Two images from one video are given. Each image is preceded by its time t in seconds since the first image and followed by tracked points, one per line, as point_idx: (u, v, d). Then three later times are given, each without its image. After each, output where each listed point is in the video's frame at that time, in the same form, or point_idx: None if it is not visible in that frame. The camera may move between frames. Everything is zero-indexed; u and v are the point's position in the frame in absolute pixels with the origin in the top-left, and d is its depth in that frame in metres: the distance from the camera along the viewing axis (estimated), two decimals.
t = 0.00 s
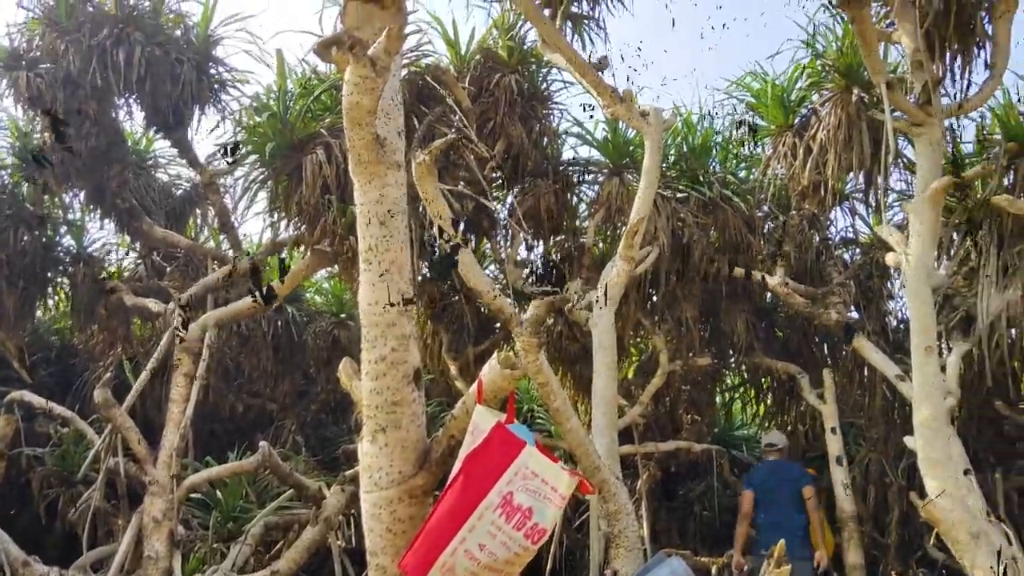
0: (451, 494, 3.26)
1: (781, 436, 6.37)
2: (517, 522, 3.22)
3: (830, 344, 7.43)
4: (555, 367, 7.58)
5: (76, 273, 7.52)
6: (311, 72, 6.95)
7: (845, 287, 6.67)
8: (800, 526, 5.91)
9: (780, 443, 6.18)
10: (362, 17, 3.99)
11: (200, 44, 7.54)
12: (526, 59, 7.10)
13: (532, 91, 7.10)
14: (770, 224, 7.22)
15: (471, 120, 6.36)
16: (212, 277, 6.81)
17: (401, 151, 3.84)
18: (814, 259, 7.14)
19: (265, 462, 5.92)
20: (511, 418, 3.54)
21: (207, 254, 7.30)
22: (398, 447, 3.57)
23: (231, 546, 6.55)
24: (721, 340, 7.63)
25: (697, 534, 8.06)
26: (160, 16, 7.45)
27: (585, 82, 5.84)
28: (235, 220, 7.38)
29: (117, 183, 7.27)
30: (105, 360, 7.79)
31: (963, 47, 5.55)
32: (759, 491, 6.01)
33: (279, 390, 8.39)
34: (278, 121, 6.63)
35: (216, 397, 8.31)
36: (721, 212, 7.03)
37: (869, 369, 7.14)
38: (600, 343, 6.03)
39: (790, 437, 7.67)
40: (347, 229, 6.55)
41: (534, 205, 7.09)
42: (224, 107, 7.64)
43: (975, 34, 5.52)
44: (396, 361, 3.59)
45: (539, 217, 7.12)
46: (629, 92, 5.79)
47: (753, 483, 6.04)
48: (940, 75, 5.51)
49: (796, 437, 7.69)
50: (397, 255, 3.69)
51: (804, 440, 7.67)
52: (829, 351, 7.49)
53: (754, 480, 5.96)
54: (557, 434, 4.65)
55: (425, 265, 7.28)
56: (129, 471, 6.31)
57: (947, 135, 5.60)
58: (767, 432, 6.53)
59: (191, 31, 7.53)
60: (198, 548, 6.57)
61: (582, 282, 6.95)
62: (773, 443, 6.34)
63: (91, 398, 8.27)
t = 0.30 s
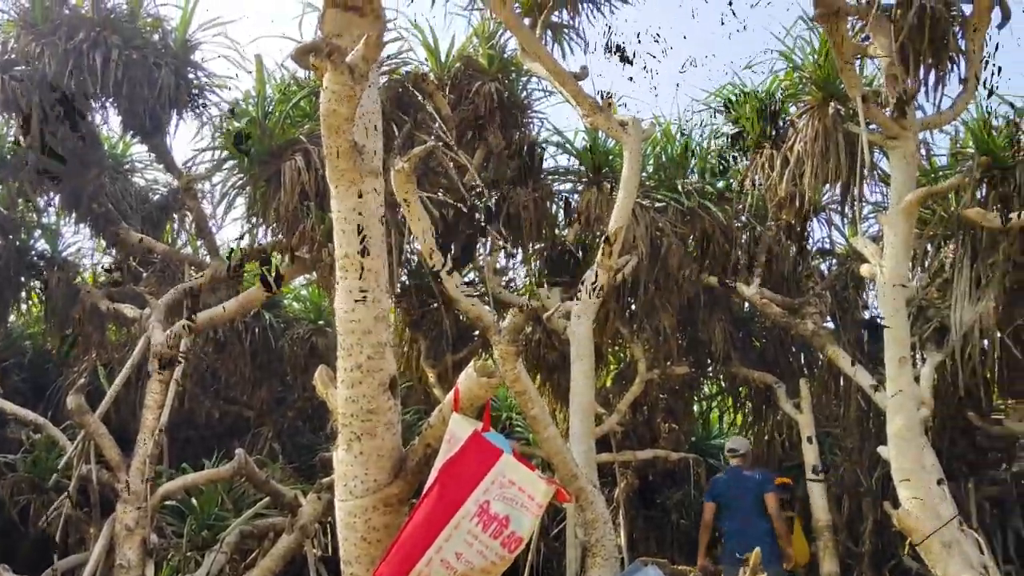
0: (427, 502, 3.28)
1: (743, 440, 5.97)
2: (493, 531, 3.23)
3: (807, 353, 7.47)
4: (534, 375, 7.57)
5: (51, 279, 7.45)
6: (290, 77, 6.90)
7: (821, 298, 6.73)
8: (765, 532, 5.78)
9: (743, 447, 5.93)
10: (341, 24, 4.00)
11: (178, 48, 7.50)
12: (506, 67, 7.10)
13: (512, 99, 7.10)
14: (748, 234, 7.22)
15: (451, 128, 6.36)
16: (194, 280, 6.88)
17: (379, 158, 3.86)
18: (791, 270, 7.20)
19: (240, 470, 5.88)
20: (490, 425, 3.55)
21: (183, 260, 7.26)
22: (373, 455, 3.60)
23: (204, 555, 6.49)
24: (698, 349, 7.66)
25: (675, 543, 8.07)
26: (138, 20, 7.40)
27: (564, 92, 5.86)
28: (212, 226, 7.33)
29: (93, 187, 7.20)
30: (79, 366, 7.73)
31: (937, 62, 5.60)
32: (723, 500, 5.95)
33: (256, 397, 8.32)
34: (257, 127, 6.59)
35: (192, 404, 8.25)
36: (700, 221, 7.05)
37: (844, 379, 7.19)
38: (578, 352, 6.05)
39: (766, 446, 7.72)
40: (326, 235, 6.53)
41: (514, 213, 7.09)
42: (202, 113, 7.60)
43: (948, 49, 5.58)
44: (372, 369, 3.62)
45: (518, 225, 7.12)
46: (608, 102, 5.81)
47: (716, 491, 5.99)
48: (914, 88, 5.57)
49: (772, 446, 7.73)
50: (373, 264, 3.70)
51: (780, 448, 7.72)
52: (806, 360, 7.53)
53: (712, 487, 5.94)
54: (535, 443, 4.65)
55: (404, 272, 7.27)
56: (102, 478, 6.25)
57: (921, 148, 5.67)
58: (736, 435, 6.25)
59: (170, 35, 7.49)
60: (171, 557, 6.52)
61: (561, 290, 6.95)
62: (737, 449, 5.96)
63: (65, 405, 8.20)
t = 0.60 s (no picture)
0: (402, 508, 3.31)
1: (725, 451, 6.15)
2: (468, 536, 3.26)
3: (783, 358, 7.51)
4: (511, 380, 7.56)
5: (24, 281, 7.37)
6: (268, 79, 6.85)
7: (796, 303, 6.82)
8: (738, 538, 5.80)
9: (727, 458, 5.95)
10: (319, 26, 3.99)
11: (155, 49, 7.45)
12: (486, 72, 7.10)
13: (491, 103, 7.08)
14: (726, 240, 7.29)
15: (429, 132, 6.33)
16: (168, 282, 6.84)
17: (355, 163, 3.87)
18: (768, 276, 7.23)
19: (215, 474, 5.83)
20: (464, 430, 3.58)
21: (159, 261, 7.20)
22: (348, 460, 3.61)
23: (178, 560, 6.42)
24: (675, 353, 7.68)
25: (651, 547, 8.07)
26: (114, 20, 7.32)
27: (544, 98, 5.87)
28: (188, 228, 7.26)
29: (71, 188, 7.17)
30: (51, 369, 7.64)
31: (911, 72, 5.64)
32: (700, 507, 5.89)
33: (231, 400, 8.23)
34: (234, 129, 6.54)
35: (166, 407, 8.16)
36: (678, 228, 7.09)
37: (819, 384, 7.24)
38: (556, 356, 6.05)
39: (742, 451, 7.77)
40: (303, 238, 6.50)
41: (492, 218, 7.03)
42: (179, 114, 7.53)
43: (922, 59, 5.63)
44: (347, 373, 3.63)
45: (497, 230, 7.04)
46: (587, 108, 5.84)
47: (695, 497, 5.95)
48: (889, 98, 5.62)
49: (748, 450, 7.77)
50: (350, 268, 3.72)
51: (756, 453, 7.76)
52: (781, 366, 7.57)
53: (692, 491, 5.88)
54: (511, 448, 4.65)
55: (382, 275, 7.24)
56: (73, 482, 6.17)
57: (895, 156, 5.70)
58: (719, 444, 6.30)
59: (147, 35, 7.43)
60: (144, 562, 6.45)
61: (539, 295, 6.94)
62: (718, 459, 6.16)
63: (36, 408, 8.10)
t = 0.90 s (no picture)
0: (373, 511, 3.34)
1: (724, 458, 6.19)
2: (440, 539, 3.29)
3: (758, 361, 7.54)
4: (488, 382, 7.54)
5: None
6: (245, 78, 6.80)
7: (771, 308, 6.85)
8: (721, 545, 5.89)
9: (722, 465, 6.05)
10: (294, 25, 3.98)
11: (130, 46, 7.40)
12: (465, 74, 7.09)
13: (470, 106, 7.06)
14: (702, 244, 7.34)
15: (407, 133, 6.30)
16: (143, 282, 6.70)
17: (331, 163, 3.88)
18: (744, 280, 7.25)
19: (188, 476, 5.75)
20: (438, 433, 3.64)
21: (133, 261, 7.12)
22: (321, 462, 3.62)
23: (149, 564, 6.35)
24: (651, 357, 7.66)
25: (627, 550, 8.08)
26: (88, 17, 7.27)
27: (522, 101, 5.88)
28: (164, 229, 7.15)
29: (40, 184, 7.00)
30: (21, 370, 7.54)
31: (886, 79, 5.71)
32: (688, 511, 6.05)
33: (205, 401, 8.15)
34: (211, 128, 6.51)
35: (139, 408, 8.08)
36: (655, 231, 7.02)
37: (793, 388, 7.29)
38: (532, 358, 6.04)
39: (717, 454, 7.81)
40: (279, 238, 6.46)
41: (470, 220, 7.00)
42: (154, 113, 7.47)
43: (896, 66, 5.68)
44: (321, 375, 3.64)
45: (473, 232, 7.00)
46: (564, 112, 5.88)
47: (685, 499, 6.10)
48: (863, 105, 5.67)
49: (723, 453, 7.81)
50: (324, 269, 3.73)
51: (731, 456, 7.81)
52: (757, 369, 7.60)
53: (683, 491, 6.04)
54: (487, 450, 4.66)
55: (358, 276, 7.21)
56: (43, 484, 6.09)
57: (869, 162, 5.75)
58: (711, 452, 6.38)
59: (121, 33, 7.38)
60: (114, 565, 6.37)
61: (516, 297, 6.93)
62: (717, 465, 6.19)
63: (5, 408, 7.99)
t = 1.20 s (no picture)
0: (347, 511, 3.37)
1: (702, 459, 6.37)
2: (413, 541, 3.34)
3: (734, 364, 7.56)
4: (465, 383, 7.52)
5: None
6: (222, 75, 6.74)
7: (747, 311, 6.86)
8: (698, 545, 5.89)
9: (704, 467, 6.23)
10: (268, 24, 3.97)
11: (105, 42, 7.41)
12: (443, 74, 7.08)
13: (449, 106, 7.06)
14: (678, 247, 7.31)
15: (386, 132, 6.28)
16: (116, 281, 6.60)
17: (306, 160, 3.91)
18: (720, 283, 7.26)
19: (160, 476, 5.66)
20: (411, 433, 3.67)
21: (105, 258, 7.02)
22: (293, 463, 3.67)
23: (119, 565, 6.28)
24: (628, 358, 7.67)
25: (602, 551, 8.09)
26: (62, 12, 7.26)
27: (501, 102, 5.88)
28: (138, 224, 7.11)
29: (11, 182, 6.81)
30: None
31: (862, 84, 5.74)
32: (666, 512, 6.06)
33: (179, 403, 8.08)
34: (186, 126, 6.41)
35: (111, 408, 7.99)
36: (631, 235, 6.98)
37: (768, 391, 7.35)
38: (509, 359, 6.05)
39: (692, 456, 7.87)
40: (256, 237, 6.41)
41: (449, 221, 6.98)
42: (129, 109, 7.43)
43: (872, 72, 5.70)
44: (293, 375, 3.69)
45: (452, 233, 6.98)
46: (543, 112, 5.87)
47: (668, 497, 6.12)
48: (840, 109, 5.69)
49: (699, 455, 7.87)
50: (297, 266, 3.79)
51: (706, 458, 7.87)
52: (733, 372, 7.63)
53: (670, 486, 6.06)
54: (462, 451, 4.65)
55: (336, 277, 7.17)
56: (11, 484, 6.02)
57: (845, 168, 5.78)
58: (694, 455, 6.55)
59: (97, 28, 7.39)
60: (84, 566, 6.30)
61: (494, 299, 6.91)
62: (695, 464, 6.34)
63: None
